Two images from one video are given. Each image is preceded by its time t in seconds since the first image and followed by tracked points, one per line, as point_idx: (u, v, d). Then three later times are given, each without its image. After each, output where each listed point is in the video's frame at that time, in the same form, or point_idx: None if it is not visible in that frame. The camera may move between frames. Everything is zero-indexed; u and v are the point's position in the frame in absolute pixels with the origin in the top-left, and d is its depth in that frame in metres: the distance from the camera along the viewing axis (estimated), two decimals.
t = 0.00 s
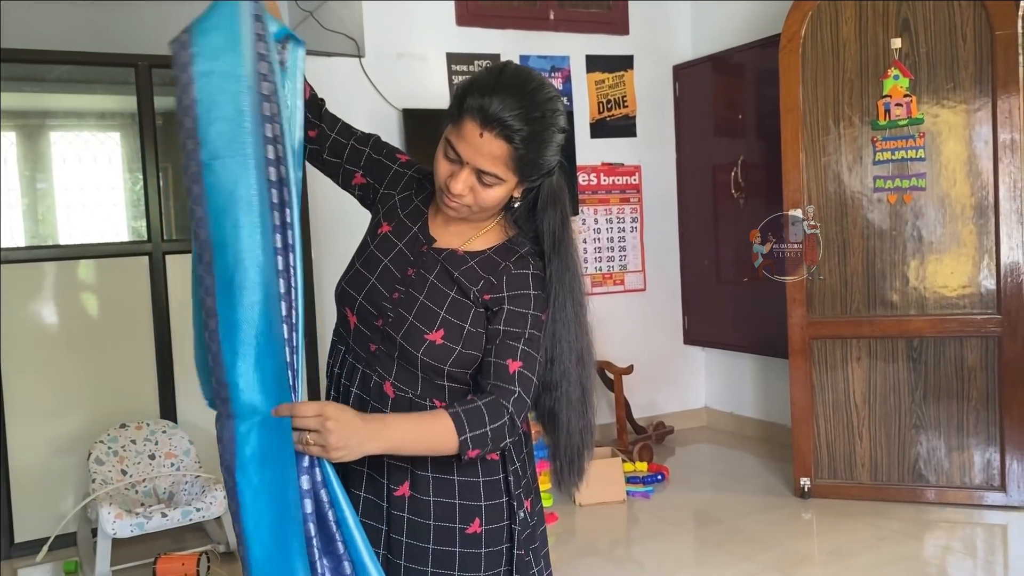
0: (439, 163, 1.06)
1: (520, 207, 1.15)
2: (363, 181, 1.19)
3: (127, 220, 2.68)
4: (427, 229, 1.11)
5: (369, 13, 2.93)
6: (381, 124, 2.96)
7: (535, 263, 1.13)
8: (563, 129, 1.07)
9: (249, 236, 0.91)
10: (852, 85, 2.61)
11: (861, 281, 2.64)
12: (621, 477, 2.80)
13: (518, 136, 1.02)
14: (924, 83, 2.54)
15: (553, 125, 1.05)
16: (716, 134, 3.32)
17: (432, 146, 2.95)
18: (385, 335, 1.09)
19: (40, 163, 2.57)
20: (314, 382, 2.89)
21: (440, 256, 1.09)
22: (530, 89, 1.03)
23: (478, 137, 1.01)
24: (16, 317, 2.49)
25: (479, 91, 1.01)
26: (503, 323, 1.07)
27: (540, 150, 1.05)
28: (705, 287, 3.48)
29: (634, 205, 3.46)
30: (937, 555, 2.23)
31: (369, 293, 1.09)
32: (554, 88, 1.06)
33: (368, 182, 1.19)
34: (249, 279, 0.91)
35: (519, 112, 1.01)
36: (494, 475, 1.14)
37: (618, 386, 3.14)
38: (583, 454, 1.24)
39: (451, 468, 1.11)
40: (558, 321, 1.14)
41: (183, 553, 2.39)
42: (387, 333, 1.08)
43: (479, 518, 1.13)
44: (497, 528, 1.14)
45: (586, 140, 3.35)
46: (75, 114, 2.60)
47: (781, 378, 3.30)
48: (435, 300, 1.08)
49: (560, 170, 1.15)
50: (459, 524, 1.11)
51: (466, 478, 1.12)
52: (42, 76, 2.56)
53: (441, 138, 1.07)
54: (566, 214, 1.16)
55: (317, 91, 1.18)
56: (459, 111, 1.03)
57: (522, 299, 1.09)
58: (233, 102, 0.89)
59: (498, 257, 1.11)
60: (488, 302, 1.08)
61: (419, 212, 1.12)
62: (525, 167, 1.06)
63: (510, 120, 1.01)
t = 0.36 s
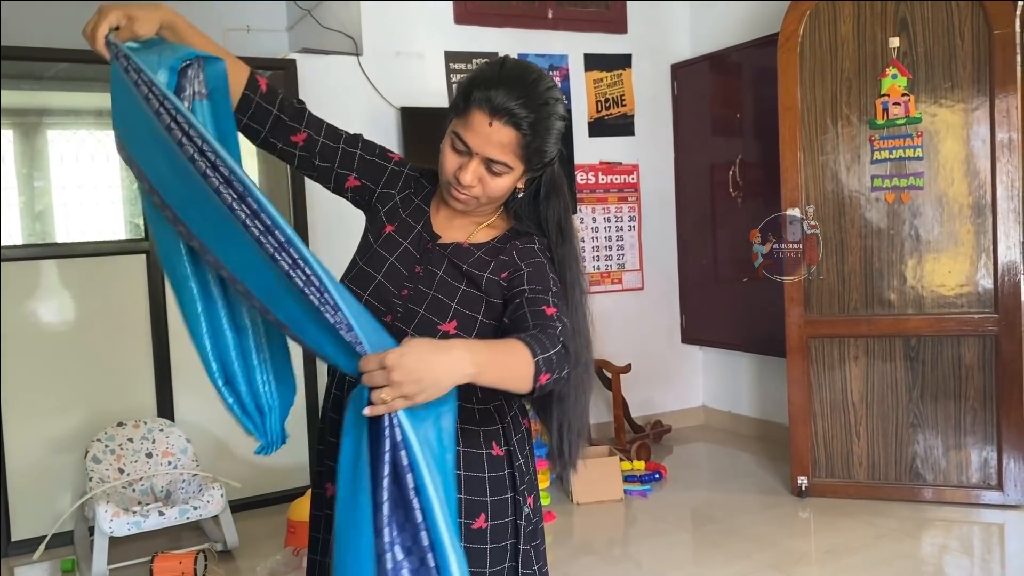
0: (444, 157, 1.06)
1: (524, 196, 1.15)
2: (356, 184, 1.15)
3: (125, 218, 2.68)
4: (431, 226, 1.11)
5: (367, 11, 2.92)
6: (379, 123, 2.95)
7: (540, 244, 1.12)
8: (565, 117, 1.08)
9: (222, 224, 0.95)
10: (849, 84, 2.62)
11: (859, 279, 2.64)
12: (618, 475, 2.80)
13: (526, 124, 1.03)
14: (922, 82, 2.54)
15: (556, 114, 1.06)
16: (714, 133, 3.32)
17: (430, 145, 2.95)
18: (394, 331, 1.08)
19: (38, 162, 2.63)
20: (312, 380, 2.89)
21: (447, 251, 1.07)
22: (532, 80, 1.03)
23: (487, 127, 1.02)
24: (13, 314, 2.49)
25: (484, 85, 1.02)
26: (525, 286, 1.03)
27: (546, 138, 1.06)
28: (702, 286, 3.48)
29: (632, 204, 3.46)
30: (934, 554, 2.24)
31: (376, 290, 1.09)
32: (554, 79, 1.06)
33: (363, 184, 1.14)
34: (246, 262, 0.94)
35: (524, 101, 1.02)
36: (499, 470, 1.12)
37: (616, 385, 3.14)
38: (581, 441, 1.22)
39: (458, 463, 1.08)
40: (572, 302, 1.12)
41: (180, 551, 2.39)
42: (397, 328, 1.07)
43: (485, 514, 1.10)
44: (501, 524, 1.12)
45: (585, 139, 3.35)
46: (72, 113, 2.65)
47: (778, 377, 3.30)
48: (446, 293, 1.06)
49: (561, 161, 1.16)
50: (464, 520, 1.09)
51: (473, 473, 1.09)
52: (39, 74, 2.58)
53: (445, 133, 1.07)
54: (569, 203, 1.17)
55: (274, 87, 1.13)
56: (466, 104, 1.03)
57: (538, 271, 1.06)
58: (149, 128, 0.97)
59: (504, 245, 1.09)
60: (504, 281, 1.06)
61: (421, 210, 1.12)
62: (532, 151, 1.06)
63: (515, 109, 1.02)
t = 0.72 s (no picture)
0: (449, 153, 1.06)
1: (521, 188, 1.15)
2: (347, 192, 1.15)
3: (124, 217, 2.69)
4: (430, 225, 1.10)
5: (365, 10, 2.92)
6: (377, 122, 2.95)
7: (542, 236, 1.12)
8: (560, 110, 1.12)
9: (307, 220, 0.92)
10: (847, 84, 2.62)
11: (856, 279, 2.64)
12: (616, 475, 2.80)
13: (530, 116, 1.06)
14: (920, 82, 2.54)
15: (555, 106, 1.09)
16: (712, 132, 3.32)
17: (427, 144, 2.95)
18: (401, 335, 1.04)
19: (36, 161, 2.63)
20: (310, 379, 2.89)
21: (451, 247, 1.07)
22: (534, 74, 1.06)
23: (497, 118, 1.03)
24: (11, 312, 2.48)
25: (491, 78, 1.04)
26: (535, 284, 1.04)
27: (546, 130, 1.09)
28: (700, 285, 3.48)
29: (630, 203, 3.47)
30: (931, 553, 2.24)
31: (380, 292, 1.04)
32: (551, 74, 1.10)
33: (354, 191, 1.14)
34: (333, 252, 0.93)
35: (529, 94, 1.05)
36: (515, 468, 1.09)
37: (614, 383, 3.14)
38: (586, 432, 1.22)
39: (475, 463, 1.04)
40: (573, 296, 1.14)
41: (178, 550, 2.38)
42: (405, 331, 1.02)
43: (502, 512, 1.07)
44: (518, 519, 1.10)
45: (583, 138, 3.35)
46: (70, 112, 2.67)
47: (776, 376, 3.30)
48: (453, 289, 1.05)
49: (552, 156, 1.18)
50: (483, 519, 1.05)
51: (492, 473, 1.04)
52: (37, 73, 2.58)
53: (447, 129, 1.07)
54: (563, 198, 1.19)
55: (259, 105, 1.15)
56: (471, 98, 1.05)
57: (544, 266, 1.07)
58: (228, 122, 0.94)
59: (507, 240, 1.09)
60: (513, 278, 1.05)
61: (417, 211, 1.11)
62: (534, 144, 1.09)
63: (522, 102, 1.05)
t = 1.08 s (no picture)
0: (440, 147, 1.06)
1: (517, 180, 1.15)
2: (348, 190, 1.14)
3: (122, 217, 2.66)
4: (431, 222, 1.09)
5: (364, 9, 2.92)
6: (375, 121, 2.95)
7: (544, 242, 1.11)
8: (549, 97, 1.11)
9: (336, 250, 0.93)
10: (845, 83, 2.62)
11: (855, 278, 2.64)
12: (614, 474, 2.79)
13: (516, 101, 1.05)
14: (918, 81, 2.54)
15: (541, 90, 1.09)
16: (711, 132, 3.32)
17: (425, 143, 2.94)
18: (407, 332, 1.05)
19: (33, 159, 2.67)
20: (307, 378, 2.89)
21: (454, 245, 1.06)
22: (515, 60, 1.07)
23: (481, 106, 1.03)
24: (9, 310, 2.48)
25: (474, 66, 1.05)
26: (533, 308, 1.04)
27: (535, 116, 1.09)
28: (698, 284, 3.48)
29: (628, 203, 3.47)
30: (929, 552, 2.24)
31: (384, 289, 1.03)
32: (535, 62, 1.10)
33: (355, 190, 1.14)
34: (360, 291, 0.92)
35: (513, 79, 1.05)
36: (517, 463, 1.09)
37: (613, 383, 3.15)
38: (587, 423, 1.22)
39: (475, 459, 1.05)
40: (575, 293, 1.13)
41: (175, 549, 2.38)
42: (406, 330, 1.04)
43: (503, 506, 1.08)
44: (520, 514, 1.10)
45: (581, 137, 3.35)
46: (68, 111, 2.70)
47: (774, 376, 3.30)
48: (456, 287, 1.04)
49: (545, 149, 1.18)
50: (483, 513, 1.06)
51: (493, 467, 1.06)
52: (36, 71, 2.57)
53: (436, 124, 1.07)
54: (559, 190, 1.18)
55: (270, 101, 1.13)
56: (457, 90, 1.05)
57: (541, 279, 1.06)
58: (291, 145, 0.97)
59: (510, 241, 1.08)
60: (510, 288, 1.04)
61: (418, 209, 1.10)
62: (525, 130, 1.08)
63: (506, 87, 1.05)
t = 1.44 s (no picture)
0: (447, 144, 1.06)
1: (516, 185, 1.14)
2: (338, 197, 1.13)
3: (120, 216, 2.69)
4: (428, 223, 1.09)
5: (363, 9, 2.92)
6: (373, 120, 2.94)
7: (543, 240, 1.11)
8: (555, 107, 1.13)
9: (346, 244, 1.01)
10: (844, 83, 2.62)
11: (853, 278, 2.64)
12: (612, 475, 2.79)
13: (528, 106, 1.07)
14: (916, 82, 2.55)
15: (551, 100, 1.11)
16: (709, 132, 3.32)
17: (424, 142, 2.94)
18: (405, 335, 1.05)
19: (31, 159, 2.63)
20: (305, 377, 2.89)
21: (454, 246, 1.06)
22: (529, 66, 1.08)
23: (494, 106, 1.04)
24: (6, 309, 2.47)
25: (488, 68, 1.06)
26: (546, 298, 1.04)
27: (543, 124, 1.10)
28: (696, 284, 3.49)
29: (627, 203, 3.47)
30: (927, 552, 2.24)
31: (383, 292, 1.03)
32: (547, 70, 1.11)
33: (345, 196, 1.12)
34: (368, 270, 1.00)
35: (526, 85, 1.07)
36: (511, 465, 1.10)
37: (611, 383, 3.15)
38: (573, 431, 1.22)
39: (471, 458, 1.06)
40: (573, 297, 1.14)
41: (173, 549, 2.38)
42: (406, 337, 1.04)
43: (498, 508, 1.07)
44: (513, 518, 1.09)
45: (580, 137, 3.35)
46: (65, 110, 2.68)
47: (772, 376, 3.30)
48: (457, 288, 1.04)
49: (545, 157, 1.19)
50: (476, 514, 1.06)
51: (487, 468, 1.07)
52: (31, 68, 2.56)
53: (444, 120, 1.07)
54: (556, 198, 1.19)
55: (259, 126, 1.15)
56: (468, 89, 1.06)
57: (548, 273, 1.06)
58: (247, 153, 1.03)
59: (510, 239, 1.08)
60: (517, 283, 1.04)
61: (413, 211, 1.10)
62: (531, 136, 1.10)
63: (520, 91, 1.06)
